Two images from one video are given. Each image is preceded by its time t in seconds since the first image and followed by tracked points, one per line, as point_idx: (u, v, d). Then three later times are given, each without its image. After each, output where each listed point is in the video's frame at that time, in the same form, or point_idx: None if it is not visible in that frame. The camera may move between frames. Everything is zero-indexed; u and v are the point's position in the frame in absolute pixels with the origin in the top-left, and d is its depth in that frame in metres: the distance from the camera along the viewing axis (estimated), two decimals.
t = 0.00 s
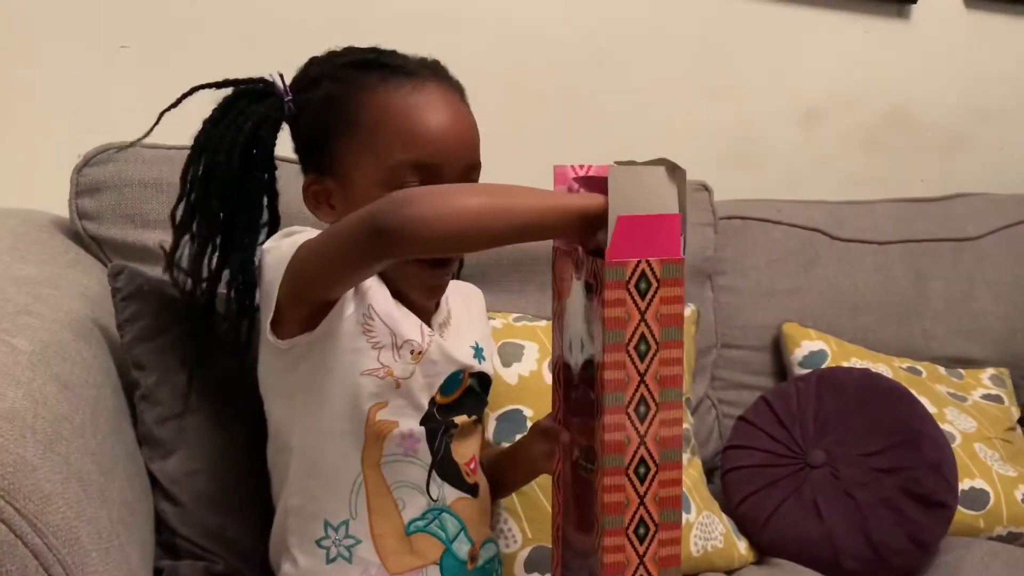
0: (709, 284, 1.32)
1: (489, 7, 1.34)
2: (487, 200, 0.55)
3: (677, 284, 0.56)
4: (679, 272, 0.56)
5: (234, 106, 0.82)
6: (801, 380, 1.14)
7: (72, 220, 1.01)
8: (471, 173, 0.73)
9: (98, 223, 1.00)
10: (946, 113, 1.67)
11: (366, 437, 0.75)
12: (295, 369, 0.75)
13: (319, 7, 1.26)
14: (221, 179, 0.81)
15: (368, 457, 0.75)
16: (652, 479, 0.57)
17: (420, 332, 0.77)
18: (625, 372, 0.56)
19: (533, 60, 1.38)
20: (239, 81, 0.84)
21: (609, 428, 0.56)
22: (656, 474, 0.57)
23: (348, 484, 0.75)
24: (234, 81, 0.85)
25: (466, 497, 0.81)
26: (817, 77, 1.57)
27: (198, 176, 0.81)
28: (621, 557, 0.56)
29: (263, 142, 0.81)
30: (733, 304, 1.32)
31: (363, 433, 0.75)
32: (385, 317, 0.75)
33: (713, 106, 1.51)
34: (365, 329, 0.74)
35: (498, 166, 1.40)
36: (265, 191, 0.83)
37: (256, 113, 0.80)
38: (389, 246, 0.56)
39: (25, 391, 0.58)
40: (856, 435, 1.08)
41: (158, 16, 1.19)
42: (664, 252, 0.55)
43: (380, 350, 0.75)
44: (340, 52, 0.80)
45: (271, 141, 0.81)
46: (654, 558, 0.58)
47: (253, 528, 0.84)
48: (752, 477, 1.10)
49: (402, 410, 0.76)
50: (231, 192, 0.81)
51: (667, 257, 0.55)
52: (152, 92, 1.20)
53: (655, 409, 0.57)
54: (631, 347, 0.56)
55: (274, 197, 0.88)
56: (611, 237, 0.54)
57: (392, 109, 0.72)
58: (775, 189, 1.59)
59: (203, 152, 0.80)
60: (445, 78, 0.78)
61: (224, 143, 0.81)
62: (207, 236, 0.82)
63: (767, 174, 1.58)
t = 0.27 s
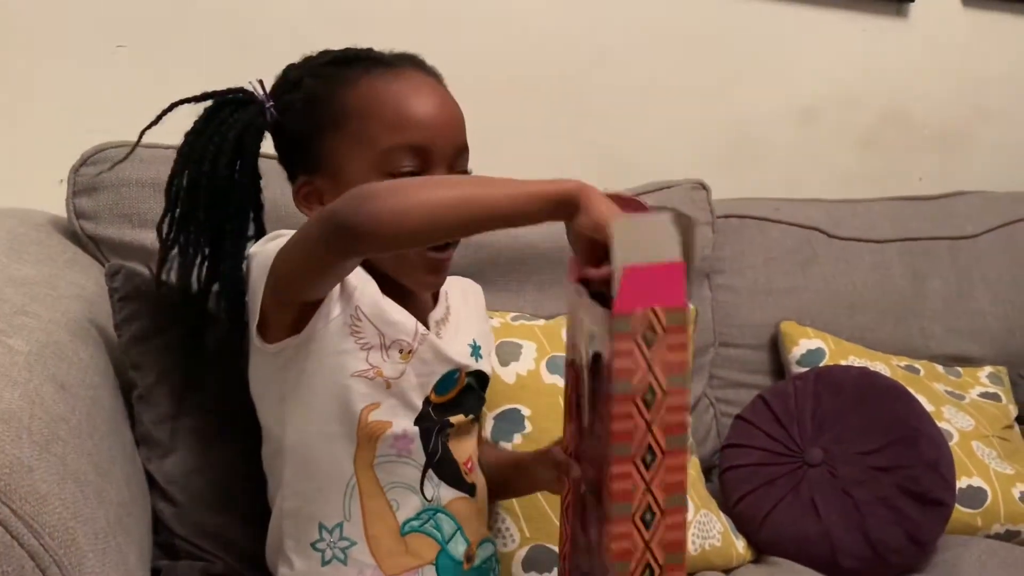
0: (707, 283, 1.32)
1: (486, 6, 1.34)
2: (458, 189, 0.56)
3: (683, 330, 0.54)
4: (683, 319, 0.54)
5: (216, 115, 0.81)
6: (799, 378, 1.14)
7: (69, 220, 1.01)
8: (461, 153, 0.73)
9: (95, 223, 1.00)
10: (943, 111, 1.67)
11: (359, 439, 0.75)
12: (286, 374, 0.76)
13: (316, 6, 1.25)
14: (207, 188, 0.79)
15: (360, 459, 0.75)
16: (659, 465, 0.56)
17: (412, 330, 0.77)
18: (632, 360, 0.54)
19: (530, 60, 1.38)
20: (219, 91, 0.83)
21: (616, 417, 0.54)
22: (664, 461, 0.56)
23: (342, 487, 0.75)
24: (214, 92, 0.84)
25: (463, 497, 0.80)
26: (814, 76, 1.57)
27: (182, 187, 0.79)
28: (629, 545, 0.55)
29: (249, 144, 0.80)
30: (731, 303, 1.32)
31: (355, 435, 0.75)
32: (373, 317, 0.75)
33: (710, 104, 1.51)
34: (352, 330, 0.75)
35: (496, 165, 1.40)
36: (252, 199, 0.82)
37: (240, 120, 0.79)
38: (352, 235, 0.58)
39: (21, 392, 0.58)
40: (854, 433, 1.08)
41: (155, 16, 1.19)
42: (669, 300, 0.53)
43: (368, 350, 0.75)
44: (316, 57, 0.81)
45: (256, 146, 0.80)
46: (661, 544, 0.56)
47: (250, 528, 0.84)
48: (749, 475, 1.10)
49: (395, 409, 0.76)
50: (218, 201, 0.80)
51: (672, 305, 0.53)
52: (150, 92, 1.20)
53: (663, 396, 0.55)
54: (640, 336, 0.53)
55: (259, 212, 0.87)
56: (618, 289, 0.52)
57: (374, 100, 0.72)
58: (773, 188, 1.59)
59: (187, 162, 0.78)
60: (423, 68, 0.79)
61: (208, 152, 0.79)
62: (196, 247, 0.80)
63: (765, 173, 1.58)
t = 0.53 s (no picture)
0: (705, 279, 1.32)
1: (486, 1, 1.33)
2: (444, 238, 0.58)
3: (672, 326, 0.56)
4: (673, 315, 0.55)
5: (195, 116, 0.81)
6: (796, 374, 1.14)
7: (67, 215, 1.01)
8: (444, 150, 0.75)
9: (93, 218, 1.00)
10: (942, 107, 1.67)
11: (345, 440, 0.75)
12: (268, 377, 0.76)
13: None
14: (187, 190, 0.79)
15: (349, 457, 0.75)
16: (647, 459, 0.57)
17: (397, 331, 0.76)
18: (617, 355, 0.55)
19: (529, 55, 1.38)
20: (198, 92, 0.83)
21: (602, 410, 0.56)
22: (652, 455, 0.57)
23: (331, 486, 0.75)
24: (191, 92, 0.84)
25: (455, 490, 0.80)
26: (813, 71, 1.57)
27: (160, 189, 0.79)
28: (617, 537, 0.56)
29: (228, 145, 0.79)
30: (729, 298, 1.32)
31: (341, 435, 0.75)
32: (356, 321, 0.75)
33: (709, 100, 1.51)
34: (337, 332, 0.75)
35: (496, 160, 1.40)
36: (234, 199, 0.82)
37: (220, 121, 0.79)
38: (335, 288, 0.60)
39: (19, 385, 0.58)
40: (852, 428, 1.08)
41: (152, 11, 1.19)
42: (655, 295, 0.55)
43: (353, 352, 0.75)
44: (293, 52, 0.80)
45: (237, 146, 0.79)
46: (651, 538, 0.57)
47: (247, 522, 0.84)
48: (747, 470, 1.10)
49: (381, 407, 0.77)
50: (198, 204, 0.80)
51: (660, 300, 0.55)
52: (148, 88, 1.20)
53: (649, 391, 0.56)
54: (624, 329, 0.55)
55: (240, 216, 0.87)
56: (601, 285, 0.54)
57: (358, 98, 0.73)
58: (771, 183, 1.59)
59: (165, 165, 0.78)
60: (405, 61, 0.79)
61: (188, 154, 0.79)
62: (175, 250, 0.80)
63: (764, 168, 1.58)
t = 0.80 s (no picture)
0: (703, 274, 1.32)
1: None
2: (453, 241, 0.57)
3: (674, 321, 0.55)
4: (673, 310, 0.55)
5: (181, 115, 0.80)
6: (794, 369, 1.15)
7: (64, 208, 1.01)
8: (440, 142, 0.75)
9: (90, 211, 0.99)
10: (941, 102, 1.67)
11: (338, 433, 0.74)
12: (264, 367, 0.76)
13: None
14: (177, 192, 0.78)
15: (341, 450, 0.75)
16: (646, 454, 0.57)
17: (394, 326, 0.76)
18: (617, 351, 0.54)
19: (527, 49, 1.38)
20: (180, 90, 0.82)
21: (601, 406, 0.55)
22: (650, 450, 0.57)
23: (323, 479, 0.75)
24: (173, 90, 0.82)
25: (449, 485, 0.79)
26: (812, 66, 1.56)
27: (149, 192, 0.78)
28: (615, 534, 0.56)
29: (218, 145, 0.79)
30: (727, 293, 1.32)
31: (334, 430, 0.74)
32: (355, 313, 0.74)
33: (708, 95, 1.51)
34: (335, 325, 0.74)
35: (494, 155, 1.40)
36: (224, 199, 0.81)
37: (207, 120, 0.79)
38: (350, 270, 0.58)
39: (14, 378, 0.58)
40: (850, 423, 1.08)
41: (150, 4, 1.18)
42: (658, 289, 0.54)
43: (350, 345, 0.74)
44: (280, 45, 0.78)
45: (227, 145, 0.79)
46: (649, 533, 0.57)
47: (244, 515, 0.84)
48: (745, 465, 1.10)
49: (376, 402, 0.76)
50: (189, 206, 0.79)
51: (662, 295, 0.54)
52: (146, 81, 1.20)
53: (648, 386, 0.56)
54: (624, 325, 0.54)
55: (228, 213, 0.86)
56: (602, 279, 0.53)
57: (350, 92, 0.72)
58: (770, 178, 1.59)
59: (153, 167, 0.77)
60: (394, 49, 0.78)
61: (175, 155, 0.78)
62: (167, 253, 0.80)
63: (763, 163, 1.58)
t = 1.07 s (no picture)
0: (702, 269, 1.32)
1: None
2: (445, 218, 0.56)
3: (662, 321, 0.56)
4: (661, 310, 0.56)
5: (205, 118, 0.79)
6: (793, 364, 1.15)
7: (62, 204, 1.01)
8: (455, 125, 0.75)
9: (88, 206, 0.99)
10: (939, 98, 1.67)
11: (354, 428, 0.74)
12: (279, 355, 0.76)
13: None
14: (201, 197, 0.78)
15: (354, 446, 0.75)
16: (640, 456, 0.57)
17: (416, 324, 0.75)
18: (609, 354, 0.55)
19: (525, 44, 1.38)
20: (203, 94, 0.81)
21: (595, 410, 0.55)
22: (645, 452, 0.57)
23: (334, 471, 0.74)
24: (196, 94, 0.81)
25: (457, 484, 0.80)
26: (810, 62, 1.56)
27: (173, 198, 0.77)
28: (611, 537, 0.56)
29: (241, 146, 0.77)
30: (726, 289, 1.32)
31: (349, 424, 0.74)
32: (379, 307, 0.74)
33: (706, 90, 1.51)
34: (358, 318, 0.74)
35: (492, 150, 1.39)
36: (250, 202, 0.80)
37: (229, 124, 0.78)
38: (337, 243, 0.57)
39: (11, 371, 0.58)
40: (847, 417, 1.08)
41: None
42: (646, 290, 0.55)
43: (371, 338, 0.74)
44: (293, 43, 0.80)
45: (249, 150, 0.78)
46: (644, 534, 0.57)
47: (242, 511, 0.84)
48: (743, 460, 1.10)
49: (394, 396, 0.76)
50: (213, 209, 0.78)
51: (651, 295, 0.55)
52: (143, 77, 1.20)
53: (642, 388, 0.56)
54: (616, 327, 0.55)
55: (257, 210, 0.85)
56: (591, 281, 0.54)
57: (364, 79, 0.73)
58: (768, 174, 1.59)
59: (176, 172, 0.76)
60: (406, 39, 0.79)
61: (199, 161, 0.77)
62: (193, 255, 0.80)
63: (761, 159, 1.58)
